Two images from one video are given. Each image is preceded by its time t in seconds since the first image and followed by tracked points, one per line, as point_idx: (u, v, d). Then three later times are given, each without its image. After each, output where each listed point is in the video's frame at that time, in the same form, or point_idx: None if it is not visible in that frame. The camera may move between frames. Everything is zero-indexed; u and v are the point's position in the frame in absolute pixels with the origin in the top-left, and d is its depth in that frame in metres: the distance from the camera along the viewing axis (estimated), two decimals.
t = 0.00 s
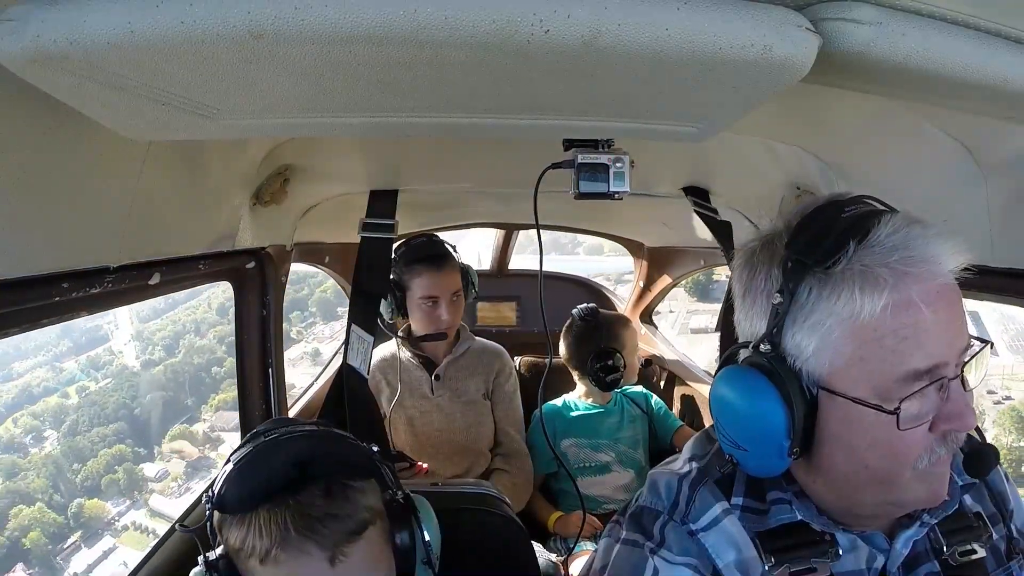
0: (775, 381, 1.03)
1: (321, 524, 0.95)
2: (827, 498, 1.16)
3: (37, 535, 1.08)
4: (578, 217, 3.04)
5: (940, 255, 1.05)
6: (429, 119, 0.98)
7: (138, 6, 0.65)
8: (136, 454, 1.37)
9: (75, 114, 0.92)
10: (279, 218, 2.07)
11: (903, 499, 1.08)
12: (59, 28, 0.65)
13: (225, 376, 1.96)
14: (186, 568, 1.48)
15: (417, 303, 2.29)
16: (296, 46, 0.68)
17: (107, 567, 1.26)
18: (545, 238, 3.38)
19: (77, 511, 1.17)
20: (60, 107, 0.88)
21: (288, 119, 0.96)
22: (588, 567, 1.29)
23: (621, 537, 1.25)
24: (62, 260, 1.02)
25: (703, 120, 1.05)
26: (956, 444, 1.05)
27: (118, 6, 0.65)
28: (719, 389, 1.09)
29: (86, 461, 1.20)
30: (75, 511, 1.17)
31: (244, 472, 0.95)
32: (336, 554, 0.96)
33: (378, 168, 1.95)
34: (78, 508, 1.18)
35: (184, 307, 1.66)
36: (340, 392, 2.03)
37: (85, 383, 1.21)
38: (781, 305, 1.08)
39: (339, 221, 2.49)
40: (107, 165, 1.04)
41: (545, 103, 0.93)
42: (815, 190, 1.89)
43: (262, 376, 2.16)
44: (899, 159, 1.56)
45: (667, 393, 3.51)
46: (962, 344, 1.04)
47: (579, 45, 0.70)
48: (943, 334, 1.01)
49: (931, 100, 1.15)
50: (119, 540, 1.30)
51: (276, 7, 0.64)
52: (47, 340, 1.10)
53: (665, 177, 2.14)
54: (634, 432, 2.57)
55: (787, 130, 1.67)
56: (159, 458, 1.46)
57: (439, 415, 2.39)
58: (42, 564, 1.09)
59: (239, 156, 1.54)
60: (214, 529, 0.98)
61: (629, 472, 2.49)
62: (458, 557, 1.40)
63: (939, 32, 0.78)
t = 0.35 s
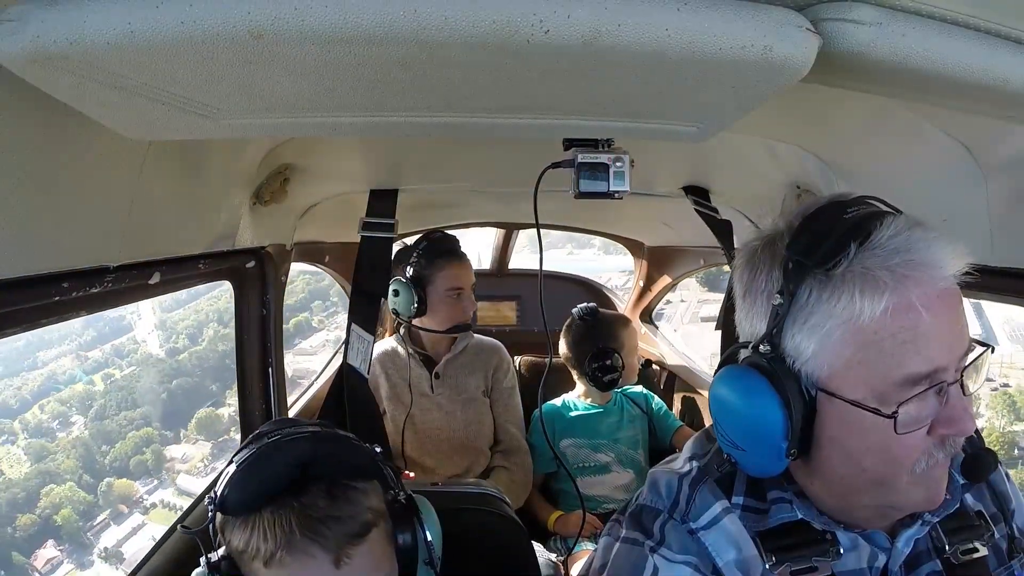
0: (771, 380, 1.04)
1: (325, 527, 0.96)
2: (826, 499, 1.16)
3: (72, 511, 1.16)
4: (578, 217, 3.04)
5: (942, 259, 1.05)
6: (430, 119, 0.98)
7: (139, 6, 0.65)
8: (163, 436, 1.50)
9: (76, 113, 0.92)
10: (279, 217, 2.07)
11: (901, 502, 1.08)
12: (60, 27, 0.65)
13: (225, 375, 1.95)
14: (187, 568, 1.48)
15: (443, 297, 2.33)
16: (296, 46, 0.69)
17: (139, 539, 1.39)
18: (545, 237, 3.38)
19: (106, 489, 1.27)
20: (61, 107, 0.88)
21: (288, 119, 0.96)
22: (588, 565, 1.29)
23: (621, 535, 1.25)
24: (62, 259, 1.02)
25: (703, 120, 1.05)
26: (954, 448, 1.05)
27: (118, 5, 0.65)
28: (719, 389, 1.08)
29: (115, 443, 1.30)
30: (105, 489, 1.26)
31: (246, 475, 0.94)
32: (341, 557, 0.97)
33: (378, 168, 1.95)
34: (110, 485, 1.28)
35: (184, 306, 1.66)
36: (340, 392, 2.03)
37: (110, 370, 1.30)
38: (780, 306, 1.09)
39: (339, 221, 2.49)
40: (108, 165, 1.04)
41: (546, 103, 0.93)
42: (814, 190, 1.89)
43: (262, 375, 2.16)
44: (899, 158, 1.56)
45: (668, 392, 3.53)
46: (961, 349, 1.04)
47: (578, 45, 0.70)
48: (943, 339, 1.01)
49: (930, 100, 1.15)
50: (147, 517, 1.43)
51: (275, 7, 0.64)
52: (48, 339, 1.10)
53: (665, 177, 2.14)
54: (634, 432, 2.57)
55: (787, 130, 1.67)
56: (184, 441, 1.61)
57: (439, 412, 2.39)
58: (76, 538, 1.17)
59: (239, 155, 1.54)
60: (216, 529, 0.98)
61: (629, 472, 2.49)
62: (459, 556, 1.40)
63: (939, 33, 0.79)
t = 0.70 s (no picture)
0: (769, 381, 1.03)
1: (325, 521, 0.96)
2: (825, 500, 1.16)
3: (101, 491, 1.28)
4: (578, 218, 3.04)
5: (941, 260, 1.05)
6: (430, 120, 0.99)
7: (139, 7, 0.65)
8: (189, 421, 1.66)
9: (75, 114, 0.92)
10: (279, 218, 2.07)
11: (899, 505, 1.07)
12: (58, 27, 0.65)
13: (224, 375, 1.95)
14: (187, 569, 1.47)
15: (450, 295, 2.36)
16: (296, 46, 0.68)
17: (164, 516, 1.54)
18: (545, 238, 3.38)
19: (137, 469, 1.41)
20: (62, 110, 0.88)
21: (289, 120, 0.96)
22: (587, 565, 1.29)
23: (619, 535, 1.25)
24: (60, 260, 1.01)
25: (704, 121, 1.05)
26: (952, 451, 1.05)
27: (117, 6, 0.65)
28: (716, 389, 1.08)
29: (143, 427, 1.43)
30: (134, 469, 1.40)
31: (241, 479, 0.93)
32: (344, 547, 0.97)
33: (378, 168, 1.95)
34: (139, 465, 1.42)
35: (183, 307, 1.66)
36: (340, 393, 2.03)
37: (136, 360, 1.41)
38: (778, 306, 1.10)
39: (339, 221, 2.49)
40: (108, 166, 1.04)
41: (546, 104, 0.93)
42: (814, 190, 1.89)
43: (262, 376, 2.16)
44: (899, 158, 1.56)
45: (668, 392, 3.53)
46: (959, 351, 1.03)
47: (578, 45, 0.70)
48: (941, 341, 1.01)
49: (931, 100, 1.15)
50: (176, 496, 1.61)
51: (274, 6, 0.64)
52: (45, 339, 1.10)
53: (665, 177, 2.14)
54: (633, 432, 2.57)
55: (787, 131, 1.67)
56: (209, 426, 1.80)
57: (435, 404, 2.39)
58: (104, 515, 1.29)
59: (239, 156, 1.54)
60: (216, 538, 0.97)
61: (628, 473, 2.48)
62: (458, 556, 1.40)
63: (939, 33, 0.78)
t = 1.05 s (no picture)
0: (781, 390, 1.02)
1: (332, 518, 0.97)
2: (830, 500, 1.17)
3: (128, 470, 1.35)
4: (578, 217, 3.04)
5: (945, 259, 1.05)
6: (429, 120, 0.99)
7: (140, 6, 0.65)
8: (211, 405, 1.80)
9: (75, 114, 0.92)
10: (279, 218, 2.07)
11: (909, 504, 1.08)
12: (60, 27, 0.66)
13: (224, 375, 1.95)
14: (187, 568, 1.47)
15: (434, 292, 2.37)
16: (296, 46, 0.69)
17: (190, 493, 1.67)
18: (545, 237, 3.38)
19: (162, 451, 1.50)
20: (63, 110, 0.88)
21: (289, 120, 0.97)
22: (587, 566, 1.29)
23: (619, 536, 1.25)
24: (60, 260, 1.02)
25: (704, 121, 1.05)
26: (959, 447, 1.07)
27: (119, 6, 0.65)
28: (722, 398, 1.08)
29: (168, 411, 1.53)
30: (161, 451, 1.48)
31: (242, 488, 0.93)
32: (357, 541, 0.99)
33: (379, 168, 1.96)
34: (164, 447, 1.50)
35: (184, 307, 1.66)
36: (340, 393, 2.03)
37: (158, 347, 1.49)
38: (786, 312, 1.08)
39: (340, 221, 2.49)
40: (108, 166, 1.05)
41: (546, 103, 0.93)
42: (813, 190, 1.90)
43: (262, 376, 2.16)
44: (898, 158, 1.57)
45: (668, 391, 3.54)
46: (965, 348, 1.05)
47: (578, 44, 0.70)
48: (948, 340, 1.02)
49: (930, 100, 1.15)
50: (200, 475, 1.73)
51: (274, 6, 0.64)
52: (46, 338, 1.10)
53: (665, 177, 2.14)
54: (633, 433, 2.57)
55: (787, 130, 1.67)
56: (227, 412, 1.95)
57: (429, 401, 2.40)
58: (133, 492, 1.37)
59: (240, 155, 1.55)
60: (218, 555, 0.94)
61: (628, 473, 2.49)
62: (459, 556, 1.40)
63: (941, 33, 0.79)
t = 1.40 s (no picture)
0: (780, 387, 1.03)
1: (367, 529, 0.99)
2: (829, 499, 1.17)
3: (152, 445, 1.44)
4: (578, 217, 3.05)
5: (946, 258, 1.06)
6: (429, 120, 0.99)
7: (143, 8, 0.66)
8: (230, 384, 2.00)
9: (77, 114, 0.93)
10: (280, 217, 2.07)
11: (908, 503, 1.09)
12: (63, 28, 0.66)
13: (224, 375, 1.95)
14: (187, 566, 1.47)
15: (419, 295, 2.36)
16: (297, 47, 0.69)
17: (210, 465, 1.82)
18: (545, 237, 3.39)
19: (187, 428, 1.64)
20: (65, 109, 0.89)
21: (290, 121, 0.97)
22: (585, 566, 1.30)
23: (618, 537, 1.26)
24: (61, 259, 1.02)
25: (703, 121, 1.06)
26: (957, 445, 1.08)
27: (122, 7, 0.66)
28: (721, 396, 1.08)
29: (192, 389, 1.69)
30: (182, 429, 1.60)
31: (279, 502, 0.92)
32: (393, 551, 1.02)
33: (380, 168, 1.96)
34: (189, 422, 1.66)
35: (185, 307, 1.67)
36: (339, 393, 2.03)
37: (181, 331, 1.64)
38: (786, 310, 1.08)
39: (340, 220, 2.49)
40: (110, 167, 1.05)
41: (545, 104, 0.94)
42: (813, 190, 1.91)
43: (262, 376, 2.16)
44: (898, 159, 1.57)
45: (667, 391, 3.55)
46: (964, 347, 1.05)
47: (577, 46, 0.70)
48: (948, 338, 1.03)
49: (930, 100, 1.16)
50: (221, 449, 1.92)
51: (275, 6, 0.64)
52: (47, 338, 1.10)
53: (665, 177, 2.15)
54: (632, 433, 2.58)
55: (786, 131, 1.68)
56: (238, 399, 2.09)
57: (431, 399, 2.44)
58: (158, 465, 1.49)
59: (242, 155, 1.55)
60: None
61: (627, 473, 2.49)
62: (458, 554, 1.41)
63: (940, 34, 0.79)
